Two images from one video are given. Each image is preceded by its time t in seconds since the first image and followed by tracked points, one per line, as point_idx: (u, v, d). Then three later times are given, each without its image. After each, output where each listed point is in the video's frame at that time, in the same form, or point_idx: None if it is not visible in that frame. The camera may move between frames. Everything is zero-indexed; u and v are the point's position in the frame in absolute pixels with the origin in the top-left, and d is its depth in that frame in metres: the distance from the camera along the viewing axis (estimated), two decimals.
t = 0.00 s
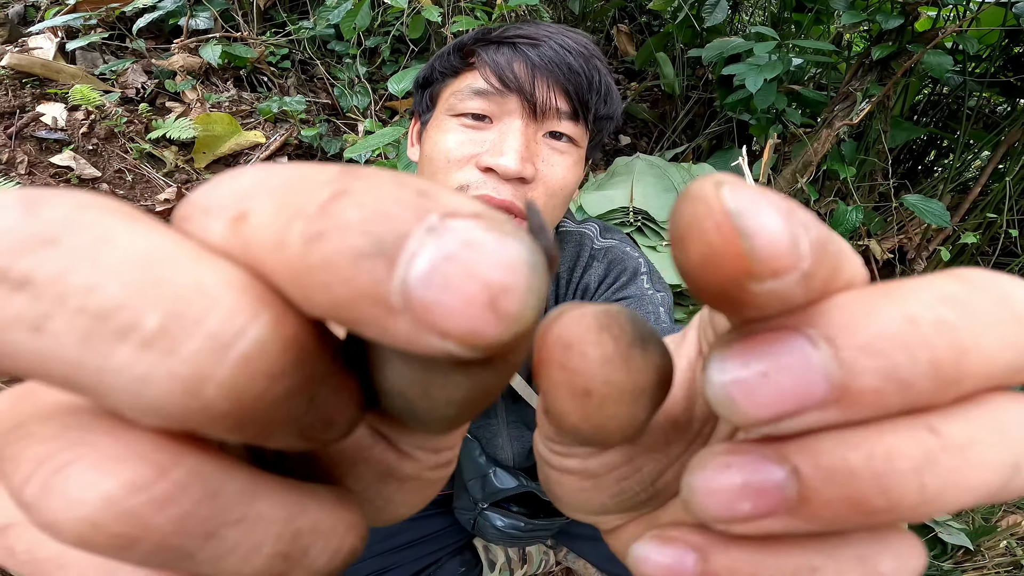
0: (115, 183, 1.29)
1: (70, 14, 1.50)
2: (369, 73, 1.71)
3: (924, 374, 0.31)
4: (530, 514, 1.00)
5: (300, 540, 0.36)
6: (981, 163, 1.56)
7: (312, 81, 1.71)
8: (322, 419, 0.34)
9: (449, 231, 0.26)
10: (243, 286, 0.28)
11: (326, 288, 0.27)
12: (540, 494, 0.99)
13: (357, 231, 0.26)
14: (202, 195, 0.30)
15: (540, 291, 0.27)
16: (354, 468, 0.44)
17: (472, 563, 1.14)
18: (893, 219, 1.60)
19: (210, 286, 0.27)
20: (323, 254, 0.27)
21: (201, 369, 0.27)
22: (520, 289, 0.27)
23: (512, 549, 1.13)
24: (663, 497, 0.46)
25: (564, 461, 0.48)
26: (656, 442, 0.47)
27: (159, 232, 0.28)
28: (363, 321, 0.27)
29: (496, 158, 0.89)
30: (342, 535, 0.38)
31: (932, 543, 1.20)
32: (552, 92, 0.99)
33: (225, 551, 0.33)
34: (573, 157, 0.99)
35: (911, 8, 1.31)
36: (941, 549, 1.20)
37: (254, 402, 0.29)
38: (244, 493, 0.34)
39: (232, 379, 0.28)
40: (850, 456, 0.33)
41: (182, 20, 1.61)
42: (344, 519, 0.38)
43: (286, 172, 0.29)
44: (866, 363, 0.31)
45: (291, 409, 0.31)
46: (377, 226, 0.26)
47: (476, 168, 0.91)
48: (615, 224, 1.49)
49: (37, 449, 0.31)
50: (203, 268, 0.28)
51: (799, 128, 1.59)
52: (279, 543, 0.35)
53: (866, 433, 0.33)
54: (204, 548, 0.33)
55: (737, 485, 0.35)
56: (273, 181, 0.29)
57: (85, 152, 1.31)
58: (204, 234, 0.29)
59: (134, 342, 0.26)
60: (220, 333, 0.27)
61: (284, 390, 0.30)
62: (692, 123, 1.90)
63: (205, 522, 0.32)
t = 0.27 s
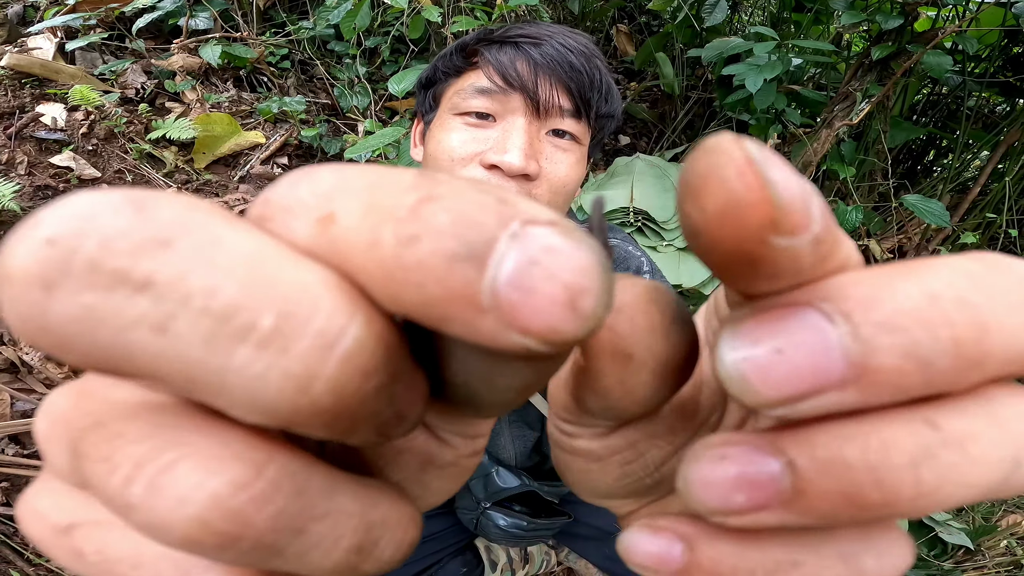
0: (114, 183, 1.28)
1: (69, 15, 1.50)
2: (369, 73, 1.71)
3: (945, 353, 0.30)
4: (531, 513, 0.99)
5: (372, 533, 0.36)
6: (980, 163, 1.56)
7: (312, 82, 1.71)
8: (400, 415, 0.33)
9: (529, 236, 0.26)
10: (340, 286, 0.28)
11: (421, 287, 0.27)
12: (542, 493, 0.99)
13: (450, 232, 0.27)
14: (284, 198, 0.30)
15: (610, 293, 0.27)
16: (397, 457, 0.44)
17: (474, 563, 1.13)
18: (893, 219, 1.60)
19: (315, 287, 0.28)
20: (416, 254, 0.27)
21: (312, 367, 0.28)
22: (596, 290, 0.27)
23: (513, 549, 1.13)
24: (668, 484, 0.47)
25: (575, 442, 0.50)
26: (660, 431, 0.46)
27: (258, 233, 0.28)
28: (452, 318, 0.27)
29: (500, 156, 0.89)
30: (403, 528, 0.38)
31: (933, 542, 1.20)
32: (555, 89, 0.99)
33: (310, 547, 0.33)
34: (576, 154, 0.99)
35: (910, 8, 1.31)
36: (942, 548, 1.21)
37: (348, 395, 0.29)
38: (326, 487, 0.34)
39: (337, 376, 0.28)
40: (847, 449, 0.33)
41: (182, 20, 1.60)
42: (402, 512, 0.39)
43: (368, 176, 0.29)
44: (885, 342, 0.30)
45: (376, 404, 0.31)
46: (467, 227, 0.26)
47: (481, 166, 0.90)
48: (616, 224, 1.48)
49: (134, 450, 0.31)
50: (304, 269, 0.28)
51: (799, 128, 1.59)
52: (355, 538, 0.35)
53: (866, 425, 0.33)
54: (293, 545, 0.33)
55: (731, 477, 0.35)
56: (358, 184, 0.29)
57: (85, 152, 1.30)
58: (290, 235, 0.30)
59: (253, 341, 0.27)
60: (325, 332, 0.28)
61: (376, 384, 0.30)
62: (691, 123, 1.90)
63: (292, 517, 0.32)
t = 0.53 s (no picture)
0: (115, 183, 1.28)
1: (70, 14, 1.50)
2: (368, 73, 1.71)
3: (974, 313, 0.31)
4: (534, 512, 1.01)
5: (404, 523, 0.36)
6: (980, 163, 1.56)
7: (312, 81, 1.71)
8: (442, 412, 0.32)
9: (578, 257, 0.27)
10: (402, 293, 0.28)
11: (481, 301, 0.27)
12: (545, 492, 1.00)
13: (510, 248, 0.26)
14: (347, 206, 0.30)
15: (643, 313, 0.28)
16: (418, 450, 0.43)
17: (475, 563, 1.12)
18: (894, 218, 1.60)
19: (382, 296, 0.28)
20: (479, 270, 0.27)
21: (377, 369, 0.27)
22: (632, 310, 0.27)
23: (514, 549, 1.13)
24: (705, 490, 0.47)
25: (605, 461, 0.49)
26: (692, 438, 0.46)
27: (328, 240, 0.28)
28: (499, 327, 0.27)
29: (505, 156, 0.88)
30: (430, 518, 0.38)
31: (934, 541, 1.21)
32: (561, 90, 0.99)
33: (351, 537, 0.33)
34: (580, 155, 0.99)
35: (911, 8, 1.31)
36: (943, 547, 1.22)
37: (405, 398, 0.29)
38: (371, 479, 0.34)
39: (400, 381, 0.28)
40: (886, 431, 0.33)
41: (182, 20, 1.60)
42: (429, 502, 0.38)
43: (430, 187, 0.29)
44: (920, 305, 0.30)
45: (424, 405, 0.30)
46: (525, 247, 0.26)
47: (486, 165, 0.90)
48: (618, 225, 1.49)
49: (201, 440, 0.32)
50: (373, 276, 0.28)
51: (799, 128, 1.59)
52: (390, 527, 0.35)
53: (897, 403, 0.33)
54: (338, 534, 0.33)
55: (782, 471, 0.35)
56: (420, 195, 0.29)
57: (85, 153, 1.30)
58: (355, 242, 0.29)
59: (329, 343, 0.27)
60: (393, 338, 0.27)
61: (431, 386, 0.30)
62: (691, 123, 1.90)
63: (337, 507, 0.32)
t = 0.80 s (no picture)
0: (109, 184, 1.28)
1: (66, 15, 1.50)
2: (365, 73, 1.71)
3: (883, 281, 0.32)
4: (530, 510, 1.00)
5: (331, 496, 0.36)
6: (977, 162, 1.56)
7: (308, 82, 1.71)
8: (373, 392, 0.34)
9: (496, 244, 0.29)
10: (330, 268, 0.30)
11: (402, 278, 0.29)
12: (539, 490, 1.00)
13: (432, 233, 0.29)
14: (296, 193, 0.32)
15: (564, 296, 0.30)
16: (370, 436, 0.45)
17: (469, 562, 1.13)
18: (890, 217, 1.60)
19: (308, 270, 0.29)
20: (402, 252, 0.29)
21: (294, 335, 0.29)
22: (548, 295, 0.29)
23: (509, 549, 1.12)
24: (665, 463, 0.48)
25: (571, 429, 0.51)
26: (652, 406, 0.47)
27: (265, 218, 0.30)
28: (421, 309, 0.30)
29: (489, 155, 0.89)
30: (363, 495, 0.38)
31: (930, 541, 1.22)
32: (543, 90, 0.99)
33: (270, 504, 0.34)
34: (565, 153, 0.99)
35: (906, 8, 1.31)
36: (938, 547, 1.22)
37: (323, 366, 0.30)
38: (296, 449, 0.35)
39: (317, 348, 0.29)
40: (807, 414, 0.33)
41: (178, 20, 1.60)
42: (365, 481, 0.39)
43: (371, 178, 0.31)
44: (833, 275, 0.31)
45: (349, 377, 0.32)
46: (447, 233, 0.29)
47: (470, 164, 0.91)
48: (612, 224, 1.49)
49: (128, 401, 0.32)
50: (303, 253, 0.29)
51: (795, 127, 1.59)
52: (314, 499, 0.36)
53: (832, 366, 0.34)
54: (254, 500, 0.34)
55: (734, 441, 0.34)
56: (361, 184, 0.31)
57: (81, 153, 1.30)
58: (296, 225, 0.31)
59: (248, 309, 0.28)
60: (311, 308, 0.29)
61: (353, 358, 0.31)
62: (688, 122, 1.90)
63: (257, 472, 0.33)
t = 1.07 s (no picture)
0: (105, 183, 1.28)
1: (63, 15, 1.50)
2: (363, 73, 1.72)
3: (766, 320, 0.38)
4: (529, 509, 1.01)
5: (287, 486, 0.36)
6: (975, 162, 1.56)
7: (306, 82, 1.72)
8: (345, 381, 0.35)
9: (476, 234, 0.31)
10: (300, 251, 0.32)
11: (375, 261, 0.31)
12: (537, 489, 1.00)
13: (409, 219, 0.31)
14: (283, 178, 0.34)
15: (543, 289, 0.31)
16: (352, 433, 0.46)
17: (468, 563, 1.12)
18: (888, 216, 1.60)
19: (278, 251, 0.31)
20: (376, 235, 0.31)
21: (252, 312, 0.30)
22: (525, 286, 0.30)
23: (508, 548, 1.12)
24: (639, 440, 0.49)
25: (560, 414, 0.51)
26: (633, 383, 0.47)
27: (241, 200, 0.32)
28: (394, 294, 0.31)
29: (486, 151, 0.89)
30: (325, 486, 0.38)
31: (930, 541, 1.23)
32: (537, 86, 0.98)
33: (219, 488, 0.34)
34: (562, 150, 0.99)
35: (904, 8, 1.31)
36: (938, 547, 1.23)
37: (288, 348, 0.31)
38: (250, 434, 0.35)
39: (276, 326, 0.31)
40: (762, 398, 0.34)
41: (176, 20, 1.60)
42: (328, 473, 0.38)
43: (356, 168, 0.33)
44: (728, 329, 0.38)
45: (317, 360, 0.33)
46: (425, 220, 0.31)
47: (466, 162, 0.91)
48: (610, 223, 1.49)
49: (82, 374, 0.33)
50: (272, 235, 0.31)
51: (794, 127, 1.59)
52: (267, 486, 0.35)
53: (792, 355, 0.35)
54: (200, 484, 0.34)
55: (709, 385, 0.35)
56: (346, 174, 0.33)
57: (78, 153, 1.31)
58: (280, 210, 0.33)
59: (208, 282, 0.30)
60: (274, 287, 0.30)
61: (319, 342, 0.32)
62: (688, 122, 1.90)
63: (207, 455, 0.33)
